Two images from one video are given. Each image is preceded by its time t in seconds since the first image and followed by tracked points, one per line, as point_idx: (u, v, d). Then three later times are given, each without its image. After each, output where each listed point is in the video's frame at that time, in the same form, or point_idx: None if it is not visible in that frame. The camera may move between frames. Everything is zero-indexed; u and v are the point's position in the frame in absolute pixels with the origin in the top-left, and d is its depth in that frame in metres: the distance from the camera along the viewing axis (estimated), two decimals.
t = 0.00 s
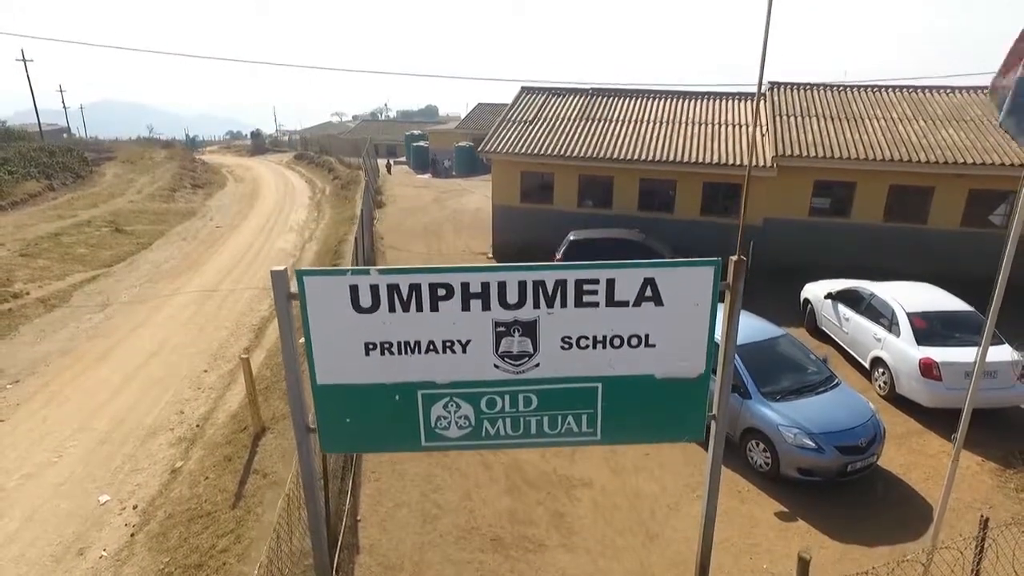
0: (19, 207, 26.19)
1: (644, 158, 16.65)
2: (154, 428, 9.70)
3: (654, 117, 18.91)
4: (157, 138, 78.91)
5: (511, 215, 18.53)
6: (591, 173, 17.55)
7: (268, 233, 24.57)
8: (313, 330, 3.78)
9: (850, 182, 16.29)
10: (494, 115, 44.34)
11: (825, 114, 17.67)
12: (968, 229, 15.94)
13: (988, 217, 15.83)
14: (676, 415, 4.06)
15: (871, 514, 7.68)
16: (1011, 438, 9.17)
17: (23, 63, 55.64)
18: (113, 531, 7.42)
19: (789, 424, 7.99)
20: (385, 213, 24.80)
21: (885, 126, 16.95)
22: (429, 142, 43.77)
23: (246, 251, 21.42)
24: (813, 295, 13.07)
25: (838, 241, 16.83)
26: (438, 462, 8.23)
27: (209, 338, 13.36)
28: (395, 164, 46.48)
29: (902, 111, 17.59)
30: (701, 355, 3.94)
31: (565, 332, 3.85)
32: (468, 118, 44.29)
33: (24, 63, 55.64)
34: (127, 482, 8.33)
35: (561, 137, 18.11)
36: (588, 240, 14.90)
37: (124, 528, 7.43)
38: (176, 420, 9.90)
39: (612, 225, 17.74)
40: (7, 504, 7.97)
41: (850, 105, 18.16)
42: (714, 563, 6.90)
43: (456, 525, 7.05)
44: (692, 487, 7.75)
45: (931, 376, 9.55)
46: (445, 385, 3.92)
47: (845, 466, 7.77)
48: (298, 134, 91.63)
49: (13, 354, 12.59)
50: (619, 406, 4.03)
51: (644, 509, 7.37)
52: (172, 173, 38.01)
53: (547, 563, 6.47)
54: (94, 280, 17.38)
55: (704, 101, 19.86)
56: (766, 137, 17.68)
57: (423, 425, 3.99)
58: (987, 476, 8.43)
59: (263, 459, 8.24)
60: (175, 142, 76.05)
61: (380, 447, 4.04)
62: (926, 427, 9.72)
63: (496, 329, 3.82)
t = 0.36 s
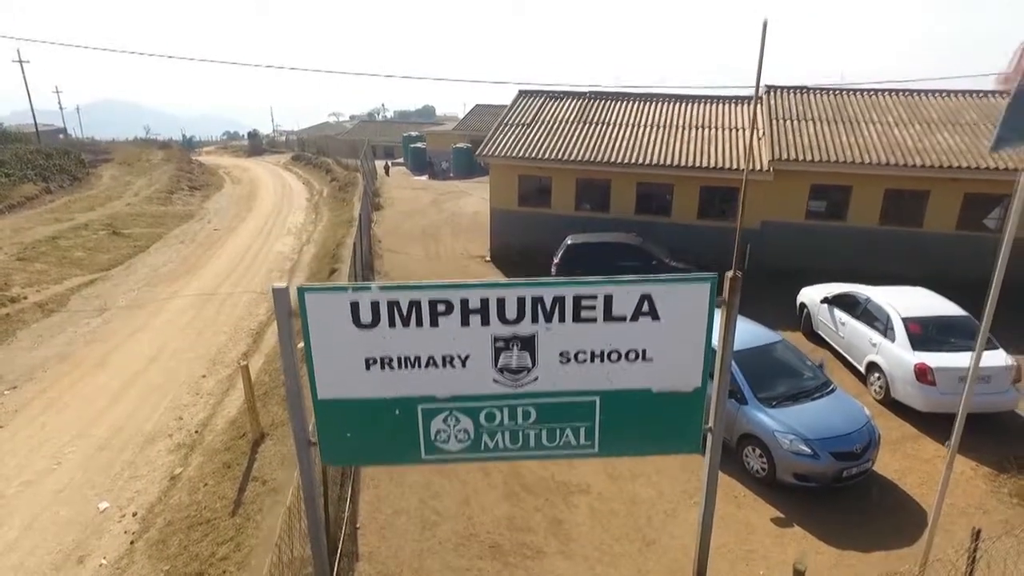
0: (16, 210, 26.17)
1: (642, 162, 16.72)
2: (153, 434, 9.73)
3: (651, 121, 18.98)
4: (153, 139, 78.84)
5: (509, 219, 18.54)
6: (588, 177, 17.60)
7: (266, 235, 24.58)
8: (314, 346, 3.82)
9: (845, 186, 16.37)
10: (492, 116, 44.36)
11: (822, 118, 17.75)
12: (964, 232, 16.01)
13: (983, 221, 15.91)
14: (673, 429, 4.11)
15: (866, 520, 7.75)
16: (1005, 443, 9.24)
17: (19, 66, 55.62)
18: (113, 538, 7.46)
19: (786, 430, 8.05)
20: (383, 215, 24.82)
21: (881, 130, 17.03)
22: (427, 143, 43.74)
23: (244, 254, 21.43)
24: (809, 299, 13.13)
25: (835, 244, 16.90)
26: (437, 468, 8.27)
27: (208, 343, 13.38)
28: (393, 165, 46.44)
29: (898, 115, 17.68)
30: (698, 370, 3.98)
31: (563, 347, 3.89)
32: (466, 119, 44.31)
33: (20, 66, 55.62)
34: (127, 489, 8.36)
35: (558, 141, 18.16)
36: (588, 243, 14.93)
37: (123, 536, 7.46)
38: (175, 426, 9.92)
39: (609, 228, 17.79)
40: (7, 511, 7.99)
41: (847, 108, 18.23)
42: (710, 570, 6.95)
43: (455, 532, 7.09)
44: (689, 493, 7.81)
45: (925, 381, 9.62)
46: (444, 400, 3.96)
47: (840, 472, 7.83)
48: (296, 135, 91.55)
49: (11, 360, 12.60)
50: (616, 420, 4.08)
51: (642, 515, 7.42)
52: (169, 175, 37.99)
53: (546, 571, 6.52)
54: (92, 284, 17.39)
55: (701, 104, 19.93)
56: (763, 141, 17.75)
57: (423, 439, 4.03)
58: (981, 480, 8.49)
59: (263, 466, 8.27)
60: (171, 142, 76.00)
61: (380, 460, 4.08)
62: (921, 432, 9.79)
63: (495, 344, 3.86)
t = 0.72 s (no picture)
0: (10, 214, 26.10)
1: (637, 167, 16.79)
2: (151, 441, 9.74)
3: (647, 125, 19.05)
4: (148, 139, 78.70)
5: (506, 222, 18.57)
6: (584, 181, 17.66)
7: (261, 238, 24.58)
8: (314, 363, 3.86)
9: (840, 190, 16.48)
10: (488, 118, 44.39)
11: (816, 122, 17.86)
12: (957, 236, 16.14)
13: (976, 225, 16.03)
14: (669, 443, 4.17)
15: (860, 525, 7.83)
16: (997, 448, 9.34)
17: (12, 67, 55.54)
18: (111, 548, 7.48)
19: (780, 436, 8.12)
20: (379, 218, 24.83)
21: (875, 134, 17.14)
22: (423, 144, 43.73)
23: (240, 257, 21.43)
24: (803, 304, 13.22)
25: (829, 248, 17.00)
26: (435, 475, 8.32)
27: (205, 349, 13.39)
28: (389, 167, 46.42)
29: (892, 119, 17.80)
30: (693, 385, 4.04)
31: (560, 363, 3.95)
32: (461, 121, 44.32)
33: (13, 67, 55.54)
34: (125, 497, 8.38)
35: (554, 145, 18.22)
36: (581, 247, 15.04)
37: (122, 545, 7.49)
38: (173, 434, 9.94)
39: (605, 232, 17.86)
40: (5, 520, 8.00)
41: (841, 112, 18.35)
42: None
43: (453, 539, 7.14)
44: (685, 500, 7.88)
45: (918, 386, 9.72)
46: (444, 415, 4.01)
47: (834, 478, 7.91)
48: (292, 136, 91.34)
49: (8, 366, 12.60)
50: (613, 434, 4.14)
51: (639, 522, 7.48)
52: (164, 178, 37.92)
53: None
54: (87, 289, 17.37)
55: (696, 108, 20.03)
56: (758, 144, 17.84)
57: (422, 453, 4.08)
58: (973, 485, 8.58)
59: (262, 473, 8.30)
60: (166, 144, 75.86)
61: (380, 474, 4.12)
62: (914, 436, 9.89)
63: (494, 360, 3.91)
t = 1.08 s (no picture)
0: None
1: (628, 172, 16.91)
2: (144, 451, 9.74)
3: (637, 129, 19.17)
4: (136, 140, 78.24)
5: (498, 227, 18.62)
6: (576, 185, 17.75)
7: (252, 242, 24.49)
8: (312, 383, 3.91)
9: (828, 194, 16.65)
10: (479, 120, 44.42)
11: (805, 127, 18.04)
12: (942, 240, 16.37)
13: (961, 229, 16.24)
14: (661, 457, 4.25)
15: (849, 530, 7.95)
16: (982, 451, 9.49)
17: None
18: (105, 561, 7.50)
19: (770, 443, 8.23)
20: (371, 222, 24.81)
21: (862, 139, 17.34)
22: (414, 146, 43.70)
23: (231, 262, 21.36)
24: (793, 308, 13.36)
25: (818, 252, 17.18)
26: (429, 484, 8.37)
27: (197, 356, 13.37)
28: (380, 169, 46.36)
29: (879, 123, 18.01)
30: (684, 401, 4.13)
31: (555, 381, 4.02)
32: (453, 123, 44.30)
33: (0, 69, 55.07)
34: (119, 508, 8.39)
35: (546, 150, 18.29)
36: (573, 252, 15.11)
37: (116, 558, 7.50)
38: (166, 443, 9.94)
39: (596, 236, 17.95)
40: None
41: (829, 117, 18.53)
42: None
43: (448, 549, 7.18)
44: (678, 506, 7.97)
45: (905, 391, 9.86)
46: (440, 433, 4.07)
47: (824, 484, 8.03)
48: (282, 136, 90.83)
49: None
50: (606, 449, 4.21)
51: (632, 528, 7.56)
52: (153, 180, 37.71)
53: None
54: (77, 295, 17.28)
55: (687, 112, 20.18)
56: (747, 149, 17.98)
57: (418, 470, 4.14)
58: (960, 489, 8.72)
59: (256, 483, 8.31)
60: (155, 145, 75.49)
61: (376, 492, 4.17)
62: (902, 440, 10.02)
63: (489, 379, 3.97)
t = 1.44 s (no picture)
0: None
1: (614, 179, 17.06)
2: (131, 465, 9.71)
3: (623, 135, 19.32)
4: (118, 142, 77.43)
5: (485, 233, 18.68)
6: (562, 192, 17.86)
7: (238, 248, 24.38)
8: (304, 410, 3.96)
9: (811, 200, 16.90)
10: (465, 123, 44.43)
11: (787, 133, 18.29)
12: (922, 244, 16.68)
13: (939, 233, 16.56)
14: (648, 477, 4.34)
15: (832, 535, 8.12)
16: (961, 455, 9.70)
17: None
18: None
19: (755, 451, 8.38)
20: (358, 227, 24.78)
21: (843, 145, 17.61)
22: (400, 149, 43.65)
23: (217, 269, 21.26)
24: (777, 314, 13.55)
25: (801, 256, 17.42)
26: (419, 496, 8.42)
27: (184, 366, 13.33)
28: (367, 172, 46.26)
29: (860, 130, 18.31)
30: (670, 423, 4.23)
31: (544, 405, 4.10)
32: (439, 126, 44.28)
33: None
34: (106, 525, 8.37)
35: (532, 156, 18.39)
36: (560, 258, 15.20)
37: None
38: (154, 457, 9.92)
39: (583, 242, 18.08)
40: None
41: (810, 123, 18.81)
42: None
43: (439, 562, 7.25)
44: (665, 515, 8.09)
45: (886, 397, 10.05)
46: (431, 458, 4.14)
47: (807, 490, 8.18)
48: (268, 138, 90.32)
49: None
50: (595, 470, 4.30)
51: (620, 538, 7.67)
52: (137, 184, 37.37)
53: None
54: (60, 305, 17.14)
55: (672, 118, 20.36)
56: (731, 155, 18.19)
57: (410, 493, 4.20)
58: (939, 494, 8.92)
59: (245, 497, 8.32)
60: (137, 147, 74.77)
61: (369, 515, 4.22)
62: (883, 445, 10.22)
63: (480, 404, 4.05)
